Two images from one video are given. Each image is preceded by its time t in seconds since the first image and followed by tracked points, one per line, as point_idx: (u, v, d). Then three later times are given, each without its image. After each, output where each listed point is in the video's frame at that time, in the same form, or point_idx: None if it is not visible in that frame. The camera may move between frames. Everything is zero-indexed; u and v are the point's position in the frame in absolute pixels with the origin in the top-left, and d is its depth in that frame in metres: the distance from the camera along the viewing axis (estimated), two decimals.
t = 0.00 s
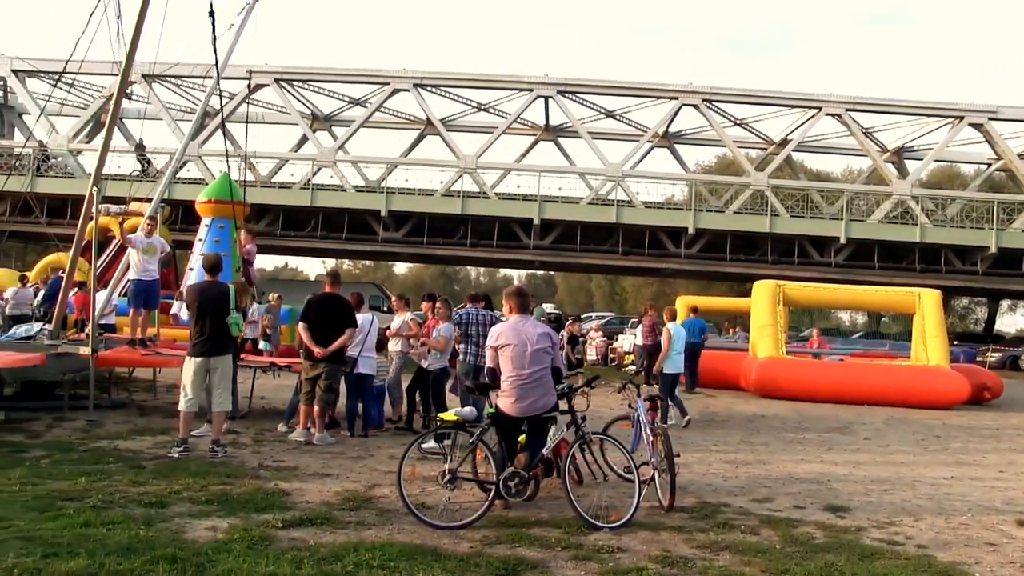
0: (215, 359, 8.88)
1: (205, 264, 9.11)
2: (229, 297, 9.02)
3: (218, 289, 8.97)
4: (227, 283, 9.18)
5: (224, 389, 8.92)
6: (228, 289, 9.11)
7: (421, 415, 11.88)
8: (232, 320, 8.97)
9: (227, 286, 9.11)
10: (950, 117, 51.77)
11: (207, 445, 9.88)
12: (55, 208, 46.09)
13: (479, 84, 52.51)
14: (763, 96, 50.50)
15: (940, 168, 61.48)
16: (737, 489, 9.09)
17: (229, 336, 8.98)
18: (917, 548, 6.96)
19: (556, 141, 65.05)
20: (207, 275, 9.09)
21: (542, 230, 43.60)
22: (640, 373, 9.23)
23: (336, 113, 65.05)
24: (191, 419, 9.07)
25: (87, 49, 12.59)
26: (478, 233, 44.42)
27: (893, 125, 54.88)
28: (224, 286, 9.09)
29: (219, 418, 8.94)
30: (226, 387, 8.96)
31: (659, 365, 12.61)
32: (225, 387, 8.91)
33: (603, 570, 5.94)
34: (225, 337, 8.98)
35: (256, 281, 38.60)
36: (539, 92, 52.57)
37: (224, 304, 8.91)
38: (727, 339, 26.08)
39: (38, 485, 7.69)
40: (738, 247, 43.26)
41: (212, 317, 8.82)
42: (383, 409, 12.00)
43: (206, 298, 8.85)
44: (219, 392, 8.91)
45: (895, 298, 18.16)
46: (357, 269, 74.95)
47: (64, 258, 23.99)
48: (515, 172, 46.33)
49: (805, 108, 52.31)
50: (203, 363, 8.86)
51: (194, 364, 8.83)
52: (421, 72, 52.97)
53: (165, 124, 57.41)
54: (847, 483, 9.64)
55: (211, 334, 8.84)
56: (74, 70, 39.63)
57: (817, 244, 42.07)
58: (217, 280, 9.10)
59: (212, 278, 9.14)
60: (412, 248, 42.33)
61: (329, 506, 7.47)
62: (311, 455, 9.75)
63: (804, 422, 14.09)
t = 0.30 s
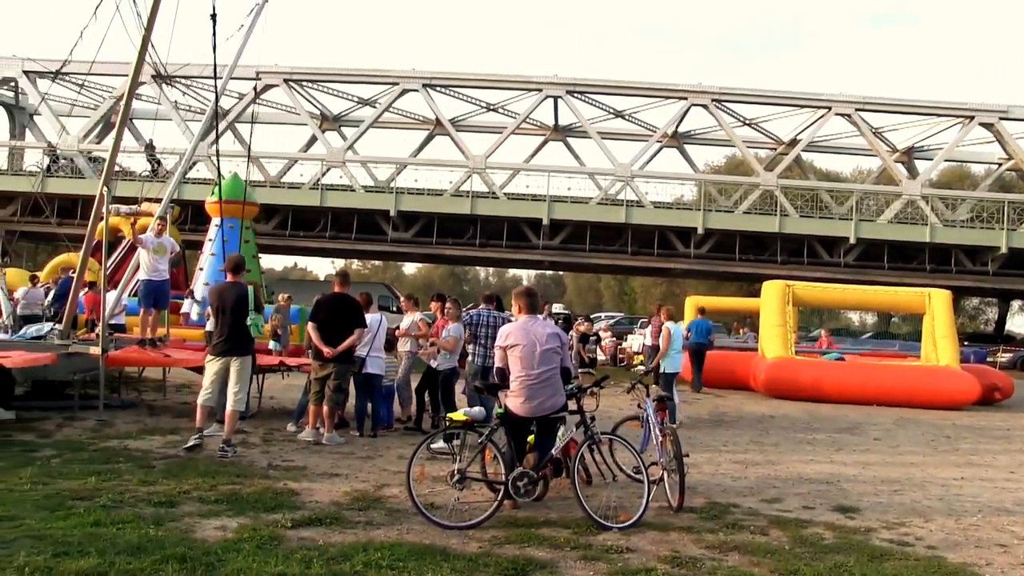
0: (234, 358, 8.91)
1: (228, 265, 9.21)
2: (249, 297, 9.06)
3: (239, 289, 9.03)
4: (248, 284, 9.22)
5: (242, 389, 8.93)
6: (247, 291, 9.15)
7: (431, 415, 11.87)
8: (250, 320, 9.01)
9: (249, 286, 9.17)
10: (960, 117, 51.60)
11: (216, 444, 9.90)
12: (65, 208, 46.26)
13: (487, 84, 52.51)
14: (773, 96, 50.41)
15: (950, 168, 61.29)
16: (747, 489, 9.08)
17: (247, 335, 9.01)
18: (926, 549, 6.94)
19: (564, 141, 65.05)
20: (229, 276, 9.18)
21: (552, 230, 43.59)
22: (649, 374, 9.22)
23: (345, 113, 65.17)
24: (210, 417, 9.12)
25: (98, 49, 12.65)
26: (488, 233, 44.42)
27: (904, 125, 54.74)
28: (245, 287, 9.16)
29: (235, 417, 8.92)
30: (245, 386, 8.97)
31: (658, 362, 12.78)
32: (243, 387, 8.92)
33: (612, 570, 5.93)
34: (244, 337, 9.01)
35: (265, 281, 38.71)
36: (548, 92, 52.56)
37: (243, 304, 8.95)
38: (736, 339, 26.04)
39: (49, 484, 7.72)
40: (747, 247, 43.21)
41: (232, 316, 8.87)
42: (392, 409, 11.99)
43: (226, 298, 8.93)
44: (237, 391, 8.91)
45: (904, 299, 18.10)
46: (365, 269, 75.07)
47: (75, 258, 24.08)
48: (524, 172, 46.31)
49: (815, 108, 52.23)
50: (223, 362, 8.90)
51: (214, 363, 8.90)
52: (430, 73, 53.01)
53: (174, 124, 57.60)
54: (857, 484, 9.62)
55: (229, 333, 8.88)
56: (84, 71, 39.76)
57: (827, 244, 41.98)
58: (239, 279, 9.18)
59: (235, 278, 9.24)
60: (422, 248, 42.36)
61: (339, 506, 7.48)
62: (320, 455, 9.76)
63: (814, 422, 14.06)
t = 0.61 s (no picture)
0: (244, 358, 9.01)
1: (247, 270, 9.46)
2: (258, 298, 9.17)
3: (251, 289, 9.18)
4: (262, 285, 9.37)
5: (247, 388, 8.91)
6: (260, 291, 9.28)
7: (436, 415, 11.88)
8: (256, 321, 9.10)
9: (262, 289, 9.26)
10: (967, 116, 51.49)
11: (221, 445, 9.90)
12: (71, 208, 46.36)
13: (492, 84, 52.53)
14: (779, 96, 50.35)
15: (957, 168, 61.15)
16: (753, 489, 9.06)
17: (256, 336, 9.07)
18: (933, 550, 6.92)
19: (570, 141, 65.04)
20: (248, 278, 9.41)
21: (557, 231, 43.58)
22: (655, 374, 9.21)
23: (351, 113, 65.24)
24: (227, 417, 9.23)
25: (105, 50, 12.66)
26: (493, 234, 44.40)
27: (910, 125, 54.64)
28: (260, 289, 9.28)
29: (238, 418, 8.87)
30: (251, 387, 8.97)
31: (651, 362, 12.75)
32: (248, 387, 8.91)
33: (618, 570, 5.94)
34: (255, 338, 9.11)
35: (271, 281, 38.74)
36: (553, 92, 52.56)
37: (253, 304, 9.09)
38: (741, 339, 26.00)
39: (56, 484, 7.73)
40: (753, 248, 43.17)
41: (240, 315, 9.04)
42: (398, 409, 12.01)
43: (238, 298, 9.11)
44: (244, 391, 8.91)
45: (910, 298, 18.06)
46: (371, 270, 75.12)
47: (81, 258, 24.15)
48: (530, 172, 46.29)
49: (821, 109, 52.17)
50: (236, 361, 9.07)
51: (229, 362, 9.10)
52: (435, 73, 53.03)
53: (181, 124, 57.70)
54: (864, 484, 9.60)
55: (240, 333, 9.01)
56: (91, 72, 39.86)
57: (833, 244, 41.92)
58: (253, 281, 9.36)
59: (254, 280, 9.44)
60: (427, 248, 42.41)
61: (344, 506, 7.49)
62: (326, 455, 9.77)
63: (820, 422, 14.03)
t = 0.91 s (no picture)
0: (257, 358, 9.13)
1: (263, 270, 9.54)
2: (266, 296, 9.12)
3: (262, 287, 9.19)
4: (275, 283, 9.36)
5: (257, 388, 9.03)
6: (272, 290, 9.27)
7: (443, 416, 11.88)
8: (266, 320, 9.02)
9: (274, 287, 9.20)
10: (974, 116, 51.32)
11: (227, 446, 9.92)
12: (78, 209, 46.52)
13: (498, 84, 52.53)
14: (786, 96, 50.24)
15: (965, 168, 60.97)
16: (759, 490, 9.04)
17: (268, 335, 9.11)
18: (940, 551, 6.90)
19: (576, 141, 65.03)
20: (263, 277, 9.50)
21: (563, 231, 43.58)
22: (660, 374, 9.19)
23: (357, 113, 65.32)
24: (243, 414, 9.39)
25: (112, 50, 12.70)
26: (499, 234, 44.41)
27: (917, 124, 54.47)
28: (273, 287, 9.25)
29: (248, 417, 9.03)
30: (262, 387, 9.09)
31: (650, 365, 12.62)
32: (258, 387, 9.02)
33: (624, 570, 5.94)
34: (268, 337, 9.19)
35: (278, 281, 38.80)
36: (559, 92, 52.56)
37: (263, 303, 9.10)
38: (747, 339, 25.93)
39: (63, 483, 7.75)
40: (759, 248, 43.10)
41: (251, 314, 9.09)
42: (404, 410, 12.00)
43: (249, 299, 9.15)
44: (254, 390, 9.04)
45: (918, 298, 18.01)
46: (377, 270, 75.23)
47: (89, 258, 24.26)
48: (536, 172, 46.26)
49: (827, 108, 52.07)
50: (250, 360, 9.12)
51: (244, 361, 9.22)
52: (441, 73, 53.04)
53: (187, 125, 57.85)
54: (870, 485, 9.58)
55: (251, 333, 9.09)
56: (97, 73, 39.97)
57: (840, 245, 41.84)
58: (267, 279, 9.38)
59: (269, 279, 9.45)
60: (434, 248, 42.46)
61: (350, 506, 7.50)
62: (332, 455, 9.78)
63: (827, 423, 13.99)
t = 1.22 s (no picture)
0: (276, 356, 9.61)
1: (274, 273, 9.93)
2: (277, 296, 9.57)
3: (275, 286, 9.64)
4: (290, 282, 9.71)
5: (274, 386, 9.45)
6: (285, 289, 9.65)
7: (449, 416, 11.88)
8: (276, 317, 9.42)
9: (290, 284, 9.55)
10: (981, 115, 51.16)
11: (233, 446, 9.93)
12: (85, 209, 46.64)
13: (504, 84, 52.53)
14: (792, 96, 50.15)
15: (971, 168, 60.79)
16: (764, 490, 9.03)
17: (282, 333, 9.57)
18: (947, 552, 6.88)
19: (582, 141, 65.04)
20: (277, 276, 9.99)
21: (569, 231, 43.55)
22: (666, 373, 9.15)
23: (363, 113, 65.40)
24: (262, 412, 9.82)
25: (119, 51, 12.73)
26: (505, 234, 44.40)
27: (924, 124, 54.33)
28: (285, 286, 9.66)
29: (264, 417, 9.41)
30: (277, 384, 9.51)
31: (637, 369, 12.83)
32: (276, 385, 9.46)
33: (629, 570, 5.94)
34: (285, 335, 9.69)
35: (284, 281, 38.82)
36: (565, 93, 52.54)
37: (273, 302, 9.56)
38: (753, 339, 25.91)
39: (70, 483, 7.77)
40: (765, 248, 43.05)
41: (265, 314, 9.60)
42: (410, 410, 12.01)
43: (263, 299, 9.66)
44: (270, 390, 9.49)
45: (924, 299, 17.97)
46: (383, 270, 75.31)
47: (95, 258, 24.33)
48: (542, 172, 46.22)
49: (833, 108, 51.98)
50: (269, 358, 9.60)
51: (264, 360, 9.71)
52: (447, 73, 53.06)
53: (194, 126, 57.93)
54: (876, 485, 9.56)
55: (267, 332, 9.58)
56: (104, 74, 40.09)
57: (845, 244, 41.76)
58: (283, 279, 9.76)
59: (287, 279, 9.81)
60: (439, 248, 42.47)
61: (356, 506, 7.51)
62: (337, 455, 9.79)
63: (833, 423, 13.96)
